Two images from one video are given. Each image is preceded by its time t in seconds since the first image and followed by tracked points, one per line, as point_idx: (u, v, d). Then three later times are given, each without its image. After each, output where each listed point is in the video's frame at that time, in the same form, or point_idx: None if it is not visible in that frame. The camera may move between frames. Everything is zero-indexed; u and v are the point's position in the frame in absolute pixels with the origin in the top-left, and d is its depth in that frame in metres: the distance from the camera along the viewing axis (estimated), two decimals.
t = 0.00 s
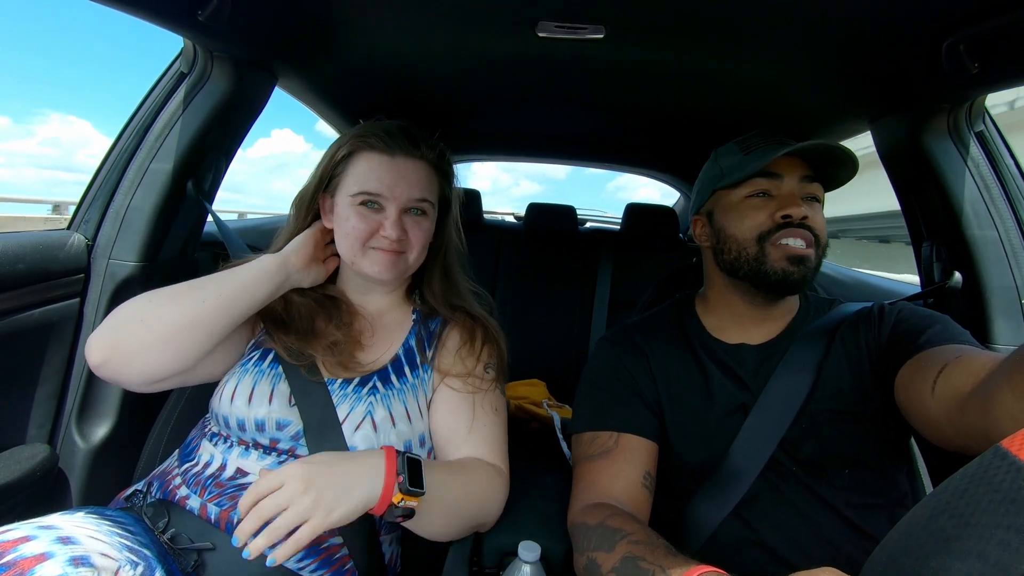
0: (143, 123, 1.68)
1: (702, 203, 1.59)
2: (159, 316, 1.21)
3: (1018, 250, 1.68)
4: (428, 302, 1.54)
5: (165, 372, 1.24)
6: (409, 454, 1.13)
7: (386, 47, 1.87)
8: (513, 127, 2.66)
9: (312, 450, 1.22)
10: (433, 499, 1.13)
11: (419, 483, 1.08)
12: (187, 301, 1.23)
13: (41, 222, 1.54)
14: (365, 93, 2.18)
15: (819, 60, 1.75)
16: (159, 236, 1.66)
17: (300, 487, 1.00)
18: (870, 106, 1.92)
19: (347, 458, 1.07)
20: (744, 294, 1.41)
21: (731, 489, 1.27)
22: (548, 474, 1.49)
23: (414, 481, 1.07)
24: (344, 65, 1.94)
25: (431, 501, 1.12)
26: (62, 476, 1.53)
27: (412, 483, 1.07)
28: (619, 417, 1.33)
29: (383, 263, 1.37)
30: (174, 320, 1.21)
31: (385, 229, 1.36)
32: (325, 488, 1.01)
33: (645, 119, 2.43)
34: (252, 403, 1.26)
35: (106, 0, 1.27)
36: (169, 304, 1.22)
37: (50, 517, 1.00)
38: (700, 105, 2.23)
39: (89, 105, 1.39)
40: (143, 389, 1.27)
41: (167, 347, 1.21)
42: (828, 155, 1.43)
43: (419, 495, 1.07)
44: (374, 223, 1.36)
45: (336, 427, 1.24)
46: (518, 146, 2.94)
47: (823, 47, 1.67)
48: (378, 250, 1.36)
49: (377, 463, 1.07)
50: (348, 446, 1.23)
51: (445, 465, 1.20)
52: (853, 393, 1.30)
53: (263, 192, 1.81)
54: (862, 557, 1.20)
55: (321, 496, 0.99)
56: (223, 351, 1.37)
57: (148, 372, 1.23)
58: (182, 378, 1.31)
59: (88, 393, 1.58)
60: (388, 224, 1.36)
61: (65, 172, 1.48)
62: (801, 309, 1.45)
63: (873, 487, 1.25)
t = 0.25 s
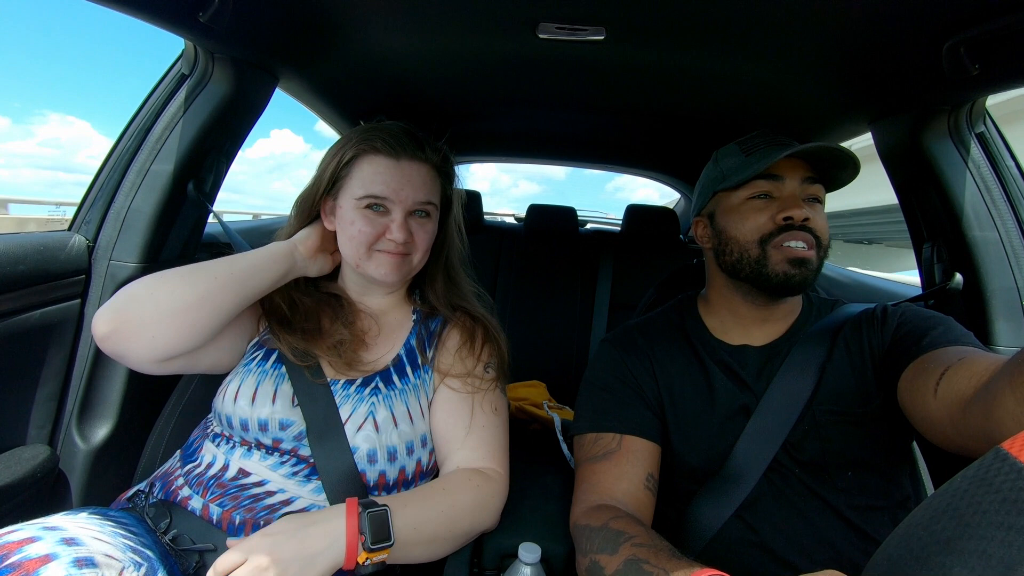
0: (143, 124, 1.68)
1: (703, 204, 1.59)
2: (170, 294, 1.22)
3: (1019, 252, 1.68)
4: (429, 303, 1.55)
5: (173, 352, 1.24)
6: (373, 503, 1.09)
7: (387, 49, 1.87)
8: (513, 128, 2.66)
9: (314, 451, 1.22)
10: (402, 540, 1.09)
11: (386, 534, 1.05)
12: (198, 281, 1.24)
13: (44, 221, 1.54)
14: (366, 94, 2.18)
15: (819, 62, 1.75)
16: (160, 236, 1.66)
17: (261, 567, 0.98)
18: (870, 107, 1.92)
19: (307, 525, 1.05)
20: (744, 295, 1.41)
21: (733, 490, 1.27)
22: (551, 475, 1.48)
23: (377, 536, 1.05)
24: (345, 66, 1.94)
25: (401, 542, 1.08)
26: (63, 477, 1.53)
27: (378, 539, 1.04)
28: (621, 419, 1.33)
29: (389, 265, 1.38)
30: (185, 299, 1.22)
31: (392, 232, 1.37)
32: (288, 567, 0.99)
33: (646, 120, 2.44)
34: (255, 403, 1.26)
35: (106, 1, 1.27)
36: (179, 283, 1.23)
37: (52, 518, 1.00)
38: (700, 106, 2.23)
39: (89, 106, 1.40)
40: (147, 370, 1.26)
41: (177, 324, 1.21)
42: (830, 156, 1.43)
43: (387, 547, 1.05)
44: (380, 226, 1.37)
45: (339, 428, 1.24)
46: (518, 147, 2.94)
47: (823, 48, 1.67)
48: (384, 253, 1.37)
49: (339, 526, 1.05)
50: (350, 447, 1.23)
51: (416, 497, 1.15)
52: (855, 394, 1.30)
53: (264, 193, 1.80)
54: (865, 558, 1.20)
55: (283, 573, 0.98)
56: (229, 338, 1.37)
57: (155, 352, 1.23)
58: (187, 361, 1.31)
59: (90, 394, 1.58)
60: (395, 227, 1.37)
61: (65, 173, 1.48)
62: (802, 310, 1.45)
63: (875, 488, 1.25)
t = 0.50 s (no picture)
0: (144, 124, 1.68)
1: (703, 202, 1.59)
2: (177, 273, 1.23)
3: (1019, 250, 1.68)
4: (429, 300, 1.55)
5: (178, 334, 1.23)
6: (360, 517, 1.08)
7: (387, 48, 1.87)
8: (514, 128, 2.66)
9: (316, 449, 1.22)
10: (392, 552, 1.08)
11: (373, 548, 1.06)
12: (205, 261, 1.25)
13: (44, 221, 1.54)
14: (366, 94, 2.18)
15: (819, 60, 1.75)
16: (160, 236, 1.66)
17: None
18: (871, 105, 1.92)
19: (294, 543, 1.05)
20: (744, 293, 1.41)
21: (734, 489, 1.27)
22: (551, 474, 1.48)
23: (364, 551, 1.05)
24: (345, 66, 1.94)
25: (392, 552, 1.08)
26: (64, 476, 1.53)
27: (366, 553, 1.05)
28: (621, 418, 1.33)
29: (396, 264, 1.38)
30: (191, 280, 1.22)
31: (398, 231, 1.37)
32: None
33: (646, 119, 2.43)
34: (257, 401, 1.26)
35: (105, 1, 1.27)
36: (186, 263, 1.24)
37: (53, 517, 1.00)
38: (701, 105, 2.23)
39: (88, 107, 1.40)
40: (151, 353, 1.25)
41: (184, 303, 1.21)
42: (831, 155, 1.43)
43: (375, 561, 1.05)
44: (386, 225, 1.37)
45: (340, 427, 1.24)
46: (519, 147, 2.94)
47: (824, 47, 1.67)
48: (390, 252, 1.37)
49: (326, 543, 1.06)
50: (351, 446, 1.23)
51: (407, 507, 1.14)
52: (856, 393, 1.30)
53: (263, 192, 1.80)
54: (865, 557, 1.20)
55: None
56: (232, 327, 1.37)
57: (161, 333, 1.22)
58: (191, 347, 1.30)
59: (90, 394, 1.59)
60: (401, 226, 1.37)
61: (63, 174, 1.48)
62: (803, 309, 1.45)
63: (875, 487, 1.25)
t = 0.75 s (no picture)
0: (144, 123, 1.68)
1: (702, 203, 1.59)
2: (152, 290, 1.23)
3: (1020, 250, 1.68)
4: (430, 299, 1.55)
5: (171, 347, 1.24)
6: (357, 525, 1.07)
7: (387, 48, 1.87)
8: (514, 127, 2.66)
9: (314, 450, 1.22)
10: (391, 558, 1.08)
11: (372, 554, 1.05)
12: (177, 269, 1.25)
13: (44, 221, 1.55)
14: (366, 93, 2.18)
15: (820, 60, 1.75)
16: (161, 235, 1.66)
17: None
18: (871, 105, 1.92)
19: (292, 552, 1.04)
20: (741, 294, 1.42)
21: (733, 489, 1.27)
22: (551, 474, 1.48)
23: (363, 559, 1.04)
24: (345, 65, 1.94)
25: (392, 559, 1.08)
26: (64, 475, 1.53)
27: (365, 561, 1.04)
28: (621, 418, 1.33)
29: (400, 262, 1.38)
30: (171, 293, 1.23)
31: (401, 229, 1.37)
32: None
33: (646, 118, 2.43)
34: (255, 403, 1.26)
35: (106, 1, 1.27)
36: (164, 279, 1.24)
37: (53, 517, 1.00)
38: (701, 104, 2.23)
39: (86, 107, 1.39)
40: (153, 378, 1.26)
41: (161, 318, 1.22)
42: (829, 156, 1.43)
43: (373, 568, 1.04)
44: (389, 223, 1.37)
45: (339, 427, 1.24)
46: (519, 146, 2.93)
47: (824, 46, 1.67)
48: (394, 250, 1.37)
49: (324, 551, 1.04)
50: (350, 447, 1.24)
51: (405, 513, 1.13)
52: (856, 393, 1.30)
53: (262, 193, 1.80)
54: (864, 557, 1.20)
55: None
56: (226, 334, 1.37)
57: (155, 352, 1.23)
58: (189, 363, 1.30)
59: (90, 393, 1.59)
60: (404, 224, 1.37)
61: (62, 174, 1.47)
62: (802, 309, 1.45)
63: (875, 487, 1.25)
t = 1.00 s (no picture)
0: (143, 123, 1.67)
1: (704, 204, 1.59)
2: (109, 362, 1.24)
3: (1019, 252, 1.68)
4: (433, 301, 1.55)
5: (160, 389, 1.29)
6: (356, 532, 1.06)
7: (387, 49, 1.87)
8: (514, 128, 2.66)
9: (313, 453, 1.22)
10: (391, 565, 1.08)
11: (370, 563, 1.04)
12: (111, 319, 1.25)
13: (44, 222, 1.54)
14: (366, 94, 2.18)
15: (819, 61, 1.75)
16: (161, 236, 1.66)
17: None
18: (871, 107, 1.92)
19: (292, 561, 1.03)
20: (741, 296, 1.42)
21: (733, 491, 1.27)
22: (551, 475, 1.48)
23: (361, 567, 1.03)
24: (345, 66, 1.94)
25: (391, 565, 1.07)
26: (63, 477, 1.53)
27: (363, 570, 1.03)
28: (621, 420, 1.33)
29: (390, 257, 1.37)
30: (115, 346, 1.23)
31: (387, 223, 1.36)
32: None
33: (646, 119, 2.44)
34: (251, 408, 1.26)
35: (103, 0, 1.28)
36: (105, 340, 1.24)
37: (51, 520, 1.00)
38: (701, 106, 2.23)
39: (84, 107, 1.39)
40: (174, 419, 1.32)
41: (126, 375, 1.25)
42: (830, 159, 1.42)
43: None
44: (375, 218, 1.37)
45: (338, 431, 1.24)
46: (518, 146, 2.93)
47: (823, 48, 1.67)
48: (383, 245, 1.36)
49: (323, 559, 1.04)
50: (349, 449, 1.24)
51: (405, 519, 1.13)
52: (855, 394, 1.30)
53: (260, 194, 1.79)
54: (864, 559, 1.20)
55: None
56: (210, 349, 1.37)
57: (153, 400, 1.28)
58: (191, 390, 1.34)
59: (89, 395, 1.58)
60: (389, 218, 1.37)
61: (59, 173, 1.46)
62: (802, 310, 1.45)
63: (874, 489, 1.25)
